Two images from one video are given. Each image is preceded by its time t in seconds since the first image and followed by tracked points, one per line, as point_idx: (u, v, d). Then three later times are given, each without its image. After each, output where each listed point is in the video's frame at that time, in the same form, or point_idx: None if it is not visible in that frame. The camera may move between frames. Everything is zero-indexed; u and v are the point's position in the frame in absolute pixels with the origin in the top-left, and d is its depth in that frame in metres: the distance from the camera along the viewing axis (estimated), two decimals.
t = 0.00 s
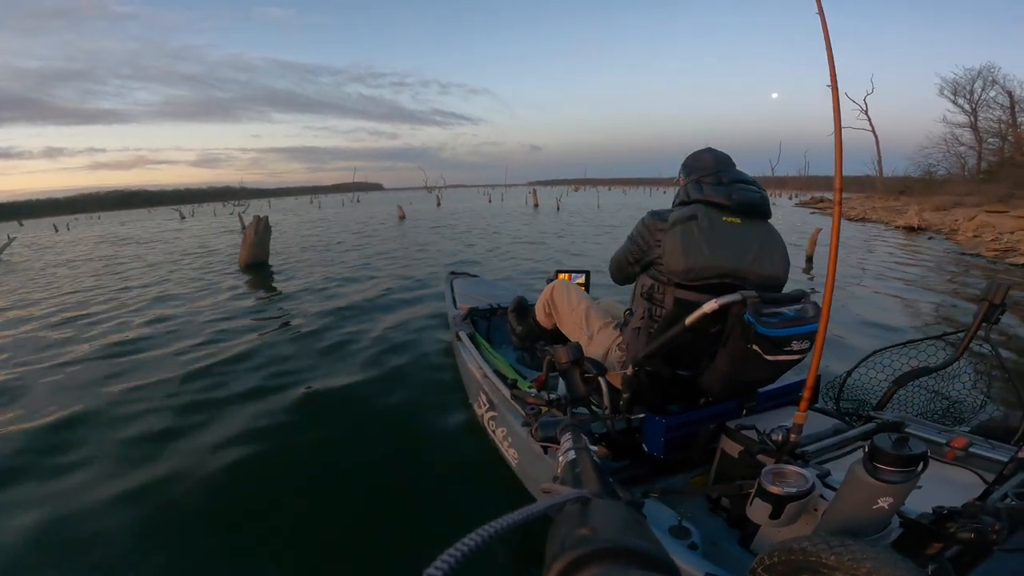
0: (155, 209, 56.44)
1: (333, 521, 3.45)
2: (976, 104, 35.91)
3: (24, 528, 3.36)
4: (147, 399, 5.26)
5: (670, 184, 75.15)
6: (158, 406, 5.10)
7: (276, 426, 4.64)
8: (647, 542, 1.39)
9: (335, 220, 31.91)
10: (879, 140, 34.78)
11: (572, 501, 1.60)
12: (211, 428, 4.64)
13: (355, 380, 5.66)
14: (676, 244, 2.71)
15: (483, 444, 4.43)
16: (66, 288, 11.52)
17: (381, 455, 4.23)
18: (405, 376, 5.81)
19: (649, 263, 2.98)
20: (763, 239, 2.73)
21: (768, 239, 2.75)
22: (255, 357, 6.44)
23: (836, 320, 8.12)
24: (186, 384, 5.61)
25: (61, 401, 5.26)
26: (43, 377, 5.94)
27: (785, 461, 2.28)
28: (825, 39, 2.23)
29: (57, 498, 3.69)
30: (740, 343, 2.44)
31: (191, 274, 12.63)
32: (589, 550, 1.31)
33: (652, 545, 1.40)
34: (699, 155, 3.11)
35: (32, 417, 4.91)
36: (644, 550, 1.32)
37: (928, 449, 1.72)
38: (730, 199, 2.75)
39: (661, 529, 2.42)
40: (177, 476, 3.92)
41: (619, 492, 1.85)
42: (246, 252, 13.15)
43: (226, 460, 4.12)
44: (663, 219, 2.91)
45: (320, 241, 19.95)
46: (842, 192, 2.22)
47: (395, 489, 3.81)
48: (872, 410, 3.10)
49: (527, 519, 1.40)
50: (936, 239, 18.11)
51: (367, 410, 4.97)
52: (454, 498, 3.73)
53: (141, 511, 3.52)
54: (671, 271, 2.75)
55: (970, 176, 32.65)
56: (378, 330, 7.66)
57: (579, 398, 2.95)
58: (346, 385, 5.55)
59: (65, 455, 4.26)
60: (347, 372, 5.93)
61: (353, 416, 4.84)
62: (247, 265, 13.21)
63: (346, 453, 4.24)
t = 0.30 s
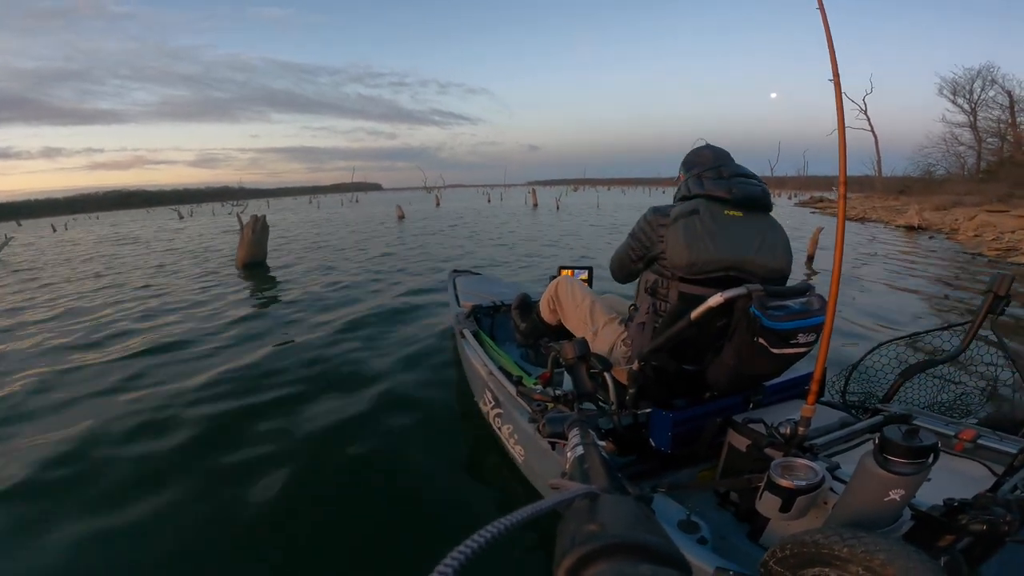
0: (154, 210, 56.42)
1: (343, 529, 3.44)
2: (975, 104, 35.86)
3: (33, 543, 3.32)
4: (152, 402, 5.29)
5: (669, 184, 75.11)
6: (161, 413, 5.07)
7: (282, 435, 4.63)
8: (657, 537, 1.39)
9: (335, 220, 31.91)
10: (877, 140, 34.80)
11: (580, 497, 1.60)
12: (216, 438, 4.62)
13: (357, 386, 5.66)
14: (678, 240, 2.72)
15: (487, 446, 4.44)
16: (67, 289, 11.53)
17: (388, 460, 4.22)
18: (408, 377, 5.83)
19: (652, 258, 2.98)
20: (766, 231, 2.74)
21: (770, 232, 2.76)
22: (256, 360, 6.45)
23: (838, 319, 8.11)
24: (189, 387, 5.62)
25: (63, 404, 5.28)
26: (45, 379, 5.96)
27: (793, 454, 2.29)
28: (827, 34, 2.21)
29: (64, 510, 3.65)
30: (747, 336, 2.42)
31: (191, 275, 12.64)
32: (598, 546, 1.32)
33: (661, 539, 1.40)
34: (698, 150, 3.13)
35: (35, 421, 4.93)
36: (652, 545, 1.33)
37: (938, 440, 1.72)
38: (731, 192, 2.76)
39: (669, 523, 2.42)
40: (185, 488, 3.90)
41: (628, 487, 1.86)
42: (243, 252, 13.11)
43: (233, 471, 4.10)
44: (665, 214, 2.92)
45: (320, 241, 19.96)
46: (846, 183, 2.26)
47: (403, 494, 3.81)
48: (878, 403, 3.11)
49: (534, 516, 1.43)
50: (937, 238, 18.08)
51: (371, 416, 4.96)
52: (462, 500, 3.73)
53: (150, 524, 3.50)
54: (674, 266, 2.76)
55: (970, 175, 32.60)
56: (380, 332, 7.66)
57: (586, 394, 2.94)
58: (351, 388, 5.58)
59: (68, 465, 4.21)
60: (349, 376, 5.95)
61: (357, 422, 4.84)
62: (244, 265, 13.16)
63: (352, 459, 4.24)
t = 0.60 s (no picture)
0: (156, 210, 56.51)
1: (351, 529, 3.39)
2: (976, 103, 35.81)
3: (35, 545, 3.24)
4: (155, 401, 5.31)
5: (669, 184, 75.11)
6: (161, 415, 5.01)
7: (284, 435, 4.57)
8: (666, 530, 1.39)
9: (335, 220, 31.94)
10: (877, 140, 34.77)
11: (588, 491, 1.60)
12: (218, 437, 4.54)
13: (359, 385, 5.60)
14: (679, 235, 2.73)
15: (492, 444, 4.41)
16: (69, 289, 11.55)
17: (393, 460, 4.18)
18: (411, 375, 5.83)
19: (653, 254, 2.98)
20: (765, 223, 2.75)
21: (770, 223, 2.77)
22: (258, 360, 6.45)
23: (840, 316, 8.11)
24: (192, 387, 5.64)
25: (66, 404, 5.29)
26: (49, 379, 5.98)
27: (800, 446, 2.29)
28: (827, 28, 2.35)
29: (64, 511, 3.57)
30: (752, 329, 2.42)
31: (193, 275, 12.65)
32: (606, 540, 1.32)
33: (670, 532, 1.40)
34: (693, 144, 3.13)
35: (38, 421, 4.93)
36: (661, 538, 1.32)
37: (947, 431, 1.72)
38: (729, 185, 2.77)
39: (677, 516, 2.42)
40: (188, 488, 3.82)
41: (635, 480, 1.86)
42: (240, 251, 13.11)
43: (237, 470, 4.03)
44: (664, 209, 2.91)
45: (320, 241, 19.98)
46: (848, 174, 2.33)
47: (409, 493, 3.78)
48: (885, 394, 3.11)
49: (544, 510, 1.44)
50: (937, 237, 18.05)
51: (373, 415, 4.91)
52: (469, 499, 3.70)
53: (155, 525, 3.42)
54: (676, 261, 2.76)
55: (970, 174, 32.54)
56: (382, 330, 7.67)
57: (592, 388, 2.94)
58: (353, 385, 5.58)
59: (68, 468, 4.13)
60: (352, 374, 5.93)
61: (360, 421, 4.79)
62: (241, 264, 13.16)
63: (357, 459, 4.19)
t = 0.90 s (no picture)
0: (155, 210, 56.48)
1: (355, 531, 3.37)
2: (975, 102, 35.82)
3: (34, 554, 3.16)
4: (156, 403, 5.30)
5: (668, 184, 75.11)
6: (159, 419, 4.95)
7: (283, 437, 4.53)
8: (669, 529, 1.38)
9: (335, 220, 31.95)
10: (876, 140, 34.77)
11: (590, 490, 1.60)
12: (216, 441, 4.49)
13: (356, 386, 5.58)
14: (676, 233, 2.72)
15: (491, 443, 4.41)
16: (69, 289, 11.55)
17: (393, 461, 4.16)
18: (412, 376, 5.83)
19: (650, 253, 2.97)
20: (762, 219, 2.75)
21: (766, 219, 2.77)
22: (259, 360, 6.45)
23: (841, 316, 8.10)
24: (192, 388, 5.63)
25: (67, 404, 5.29)
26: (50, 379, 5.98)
27: (802, 443, 2.29)
28: (821, 24, 2.33)
29: (64, 519, 3.50)
30: (752, 326, 2.42)
31: (193, 275, 12.65)
32: (608, 540, 1.32)
33: (672, 531, 1.40)
34: (685, 142, 3.14)
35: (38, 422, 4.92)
36: (663, 537, 1.32)
37: (949, 428, 1.72)
38: (723, 181, 2.77)
39: (680, 514, 2.42)
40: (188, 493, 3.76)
41: (638, 480, 1.85)
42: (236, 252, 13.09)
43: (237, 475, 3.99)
44: (659, 208, 2.90)
45: (320, 241, 19.98)
46: (845, 171, 2.31)
47: (410, 493, 3.77)
48: (888, 390, 3.11)
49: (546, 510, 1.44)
50: (938, 237, 18.03)
51: (371, 416, 4.89)
52: (471, 499, 3.70)
53: (157, 531, 3.37)
54: (674, 259, 2.75)
55: (970, 173, 32.53)
56: (382, 330, 7.66)
57: (593, 387, 2.94)
58: (354, 386, 5.57)
59: (64, 476, 4.05)
60: (352, 374, 5.92)
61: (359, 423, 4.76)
62: (237, 265, 13.14)
63: (356, 461, 4.16)
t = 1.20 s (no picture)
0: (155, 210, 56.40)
1: (361, 532, 3.35)
2: (975, 102, 35.85)
3: (33, 561, 3.08)
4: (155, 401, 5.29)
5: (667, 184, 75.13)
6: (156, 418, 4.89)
7: (282, 438, 4.49)
8: (668, 529, 1.38)
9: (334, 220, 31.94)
10: (876, 139, 34.79)
11: (588, 489, 1.60)
12: (214, 442, 4.43)
13: (353, 385, 5.55)
14: (674, 233, 2.72)
15: (489, 442, 4.42)
16: (68, 289, 11.54)
17: (394, 460, 4.15)
18: (411, 375, 5.83)
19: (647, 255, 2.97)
20: (759, 218, 2.75)
21: (763, 218, 2.77)
22: (258, 359, 6.45)
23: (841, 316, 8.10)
24: (191, 387, 5.63)
25: (67, 403, 5.29)
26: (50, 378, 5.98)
27: (801, 443, 2.29)
28: (819, 22, 2.32)
29: (62, 522, 3.43)
30: (751, 325, 2.42)
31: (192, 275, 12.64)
32: (607, 539, 1.32)
33: (670, 529, 1.40)
34: (680, 141, 3.14)
35: (37, 420, 4.91)
36: (661, 536, 1.32)
37: (947, 428, 1.71)
38: (720, 181, 2.77)
39: (678, 514, 2.41)
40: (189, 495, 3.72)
41: (636, 479, 1.85)
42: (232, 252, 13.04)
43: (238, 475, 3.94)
44: (656, 209, 2.91)
45: (320, 241, 19.96)
46: (843, 170, 2.31)
47: (408, 491, 3.78)
48: (886, 390, 3.12)
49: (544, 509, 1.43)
50: (938, 237, 18.03)
51: (369, 415, 4.87)
52: (472, 497, 3.71)
53: (161, 535, 3.31)
54: (672, 260, 2.75)
55: (970, 173, 32.54)
56: (381, 329, 7.66)
57: (592, 387, 2.93)
58: (353, 385, 5.57)
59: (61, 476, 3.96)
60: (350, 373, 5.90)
61: (357, 423, 4.73)
62: (233, 265, 13.08)
63: (358, 461, 4.13)
